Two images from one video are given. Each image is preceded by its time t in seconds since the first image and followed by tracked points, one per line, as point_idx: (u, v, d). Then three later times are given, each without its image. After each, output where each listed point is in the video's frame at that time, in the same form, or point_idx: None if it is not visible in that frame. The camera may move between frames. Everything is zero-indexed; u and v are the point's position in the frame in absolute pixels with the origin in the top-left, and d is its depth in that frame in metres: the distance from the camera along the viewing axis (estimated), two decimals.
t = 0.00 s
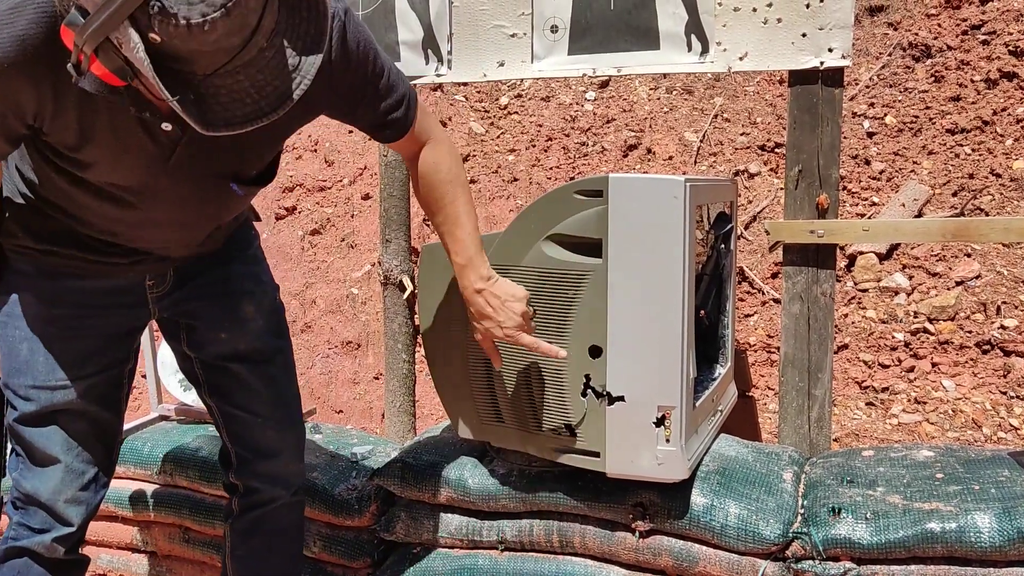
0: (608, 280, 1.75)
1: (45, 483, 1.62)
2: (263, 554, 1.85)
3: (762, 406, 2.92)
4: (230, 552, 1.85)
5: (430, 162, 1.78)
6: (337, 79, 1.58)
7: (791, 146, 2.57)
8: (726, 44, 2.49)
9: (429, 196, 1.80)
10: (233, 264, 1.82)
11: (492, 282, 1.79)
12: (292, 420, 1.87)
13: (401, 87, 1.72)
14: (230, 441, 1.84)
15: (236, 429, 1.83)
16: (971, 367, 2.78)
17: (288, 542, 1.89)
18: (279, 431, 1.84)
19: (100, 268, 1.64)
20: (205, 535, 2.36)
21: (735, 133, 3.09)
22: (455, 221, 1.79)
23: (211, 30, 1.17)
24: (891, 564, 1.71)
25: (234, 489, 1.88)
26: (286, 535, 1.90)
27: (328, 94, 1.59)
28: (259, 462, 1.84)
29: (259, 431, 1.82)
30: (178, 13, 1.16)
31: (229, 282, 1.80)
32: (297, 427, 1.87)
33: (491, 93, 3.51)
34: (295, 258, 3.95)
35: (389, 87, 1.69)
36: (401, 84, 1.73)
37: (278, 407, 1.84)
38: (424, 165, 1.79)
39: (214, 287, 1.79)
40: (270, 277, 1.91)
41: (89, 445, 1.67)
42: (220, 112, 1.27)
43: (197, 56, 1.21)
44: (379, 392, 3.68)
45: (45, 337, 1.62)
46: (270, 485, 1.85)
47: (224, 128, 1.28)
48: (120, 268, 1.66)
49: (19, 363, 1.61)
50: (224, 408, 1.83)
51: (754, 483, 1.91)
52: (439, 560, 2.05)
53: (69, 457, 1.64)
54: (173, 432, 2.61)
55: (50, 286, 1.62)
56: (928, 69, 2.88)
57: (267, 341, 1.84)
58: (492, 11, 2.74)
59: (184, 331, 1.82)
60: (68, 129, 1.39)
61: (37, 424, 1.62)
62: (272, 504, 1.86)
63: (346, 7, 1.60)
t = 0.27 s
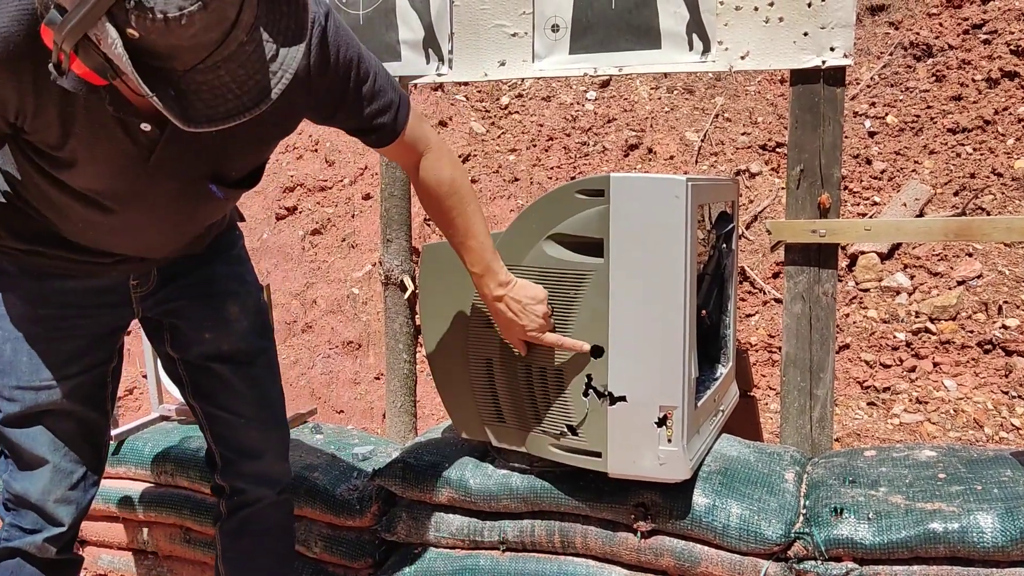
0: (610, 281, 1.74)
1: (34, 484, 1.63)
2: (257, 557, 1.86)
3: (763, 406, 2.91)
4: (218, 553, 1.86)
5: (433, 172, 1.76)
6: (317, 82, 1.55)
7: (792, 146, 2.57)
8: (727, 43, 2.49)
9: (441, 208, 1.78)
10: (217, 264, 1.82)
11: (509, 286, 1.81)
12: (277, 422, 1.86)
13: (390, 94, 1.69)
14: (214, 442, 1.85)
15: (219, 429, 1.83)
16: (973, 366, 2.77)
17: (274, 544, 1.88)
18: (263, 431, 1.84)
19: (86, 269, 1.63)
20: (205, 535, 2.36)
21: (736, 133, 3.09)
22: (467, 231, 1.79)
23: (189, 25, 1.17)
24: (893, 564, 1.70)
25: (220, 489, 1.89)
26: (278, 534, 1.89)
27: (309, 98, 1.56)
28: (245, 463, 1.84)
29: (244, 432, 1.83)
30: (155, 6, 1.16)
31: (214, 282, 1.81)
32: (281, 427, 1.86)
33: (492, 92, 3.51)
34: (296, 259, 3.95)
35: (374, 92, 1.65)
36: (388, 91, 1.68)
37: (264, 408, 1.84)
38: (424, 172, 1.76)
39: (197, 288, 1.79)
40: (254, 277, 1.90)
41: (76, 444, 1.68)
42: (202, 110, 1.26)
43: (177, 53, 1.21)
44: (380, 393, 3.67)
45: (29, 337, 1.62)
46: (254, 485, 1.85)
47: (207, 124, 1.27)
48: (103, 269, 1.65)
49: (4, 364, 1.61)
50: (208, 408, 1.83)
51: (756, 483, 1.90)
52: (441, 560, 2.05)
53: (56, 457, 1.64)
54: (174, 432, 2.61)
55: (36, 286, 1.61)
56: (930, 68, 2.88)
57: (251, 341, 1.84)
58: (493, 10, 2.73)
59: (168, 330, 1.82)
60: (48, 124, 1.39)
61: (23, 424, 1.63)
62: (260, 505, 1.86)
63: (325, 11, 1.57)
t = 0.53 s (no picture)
0: (613, 281, 1.74)
1: (33, 483, 1.63)
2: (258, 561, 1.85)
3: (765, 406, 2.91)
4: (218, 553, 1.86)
5: (431, 176, 1.74)
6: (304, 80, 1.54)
7: (794, 146, 2.57)
8: (730, 42, 2.48)
9: (440, 211, 1.76)
10: (211, 261, 1.81)
11: (513, 289, 1.80)
12: (269, 420, 1.84)
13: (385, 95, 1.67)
14: (212, 440, 1.84)
15: (217, 429, 1.82)
16: (975, 366, 2.77)
17: (273, 543, 1.87)
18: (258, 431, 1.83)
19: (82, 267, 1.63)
20: (207, 535, 2.35)
21: (738, 133, 3.09)
22: (468, 234, 1.77)
23: None
24: (897, 564, 1.70)
25: (219, 489, 1.88)
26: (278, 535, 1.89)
27: (295, 96, 1.55)
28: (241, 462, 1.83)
29: (241, 431, 1.82)
30: None
31: (210, 283, 1.80)
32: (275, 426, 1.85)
33: (493, 93, 3.52)
34: (297, 259, 3.95)
35: (366, 94, 1.63)
36: (382, 94, 1.66)
37: (261, 407, 1.83)
38: (421, 175, 1.74)
39: (194, 287, 1.78)
40: (249, 273, 1.89)
41: (74, 444, 1.68)
42: (168, 56, 1.25)
43: None
44: (381, 393, 3.67)
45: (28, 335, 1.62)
46: (253, 484, 1.85)
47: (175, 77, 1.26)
48: (98, 268, 1.64)
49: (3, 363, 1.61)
50: (206, 409, 1.83)
51: (758, 483, 1.90)
52: (443, 560, 2.05)
53: (54, 456, 1.65)
54: (176, 432, 2.60)
55: (31, 285, 1.61)
56: (931, 68, 2.88)
57: (247, 341, 1.82)
58: (495, 10, 2.73)
59: (164, 331, 1.81)
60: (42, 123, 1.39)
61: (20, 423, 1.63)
62: (260, 506, 1.86)
63: (315, 10, 1.57)
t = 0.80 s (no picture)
0: (616, 281, 1.75)
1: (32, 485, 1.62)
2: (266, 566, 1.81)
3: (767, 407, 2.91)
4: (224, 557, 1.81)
5: (431, 170, 1.73)
6: (300, 51, 1.56)
7: (797, 147, 2.57)
8: (732, 44, 2.49)
9: (441, 206, 1.75)
10: (209, 260, 1.78)
11: (520, 283, 1.79)
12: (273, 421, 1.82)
13: (386, 81, 1.69)
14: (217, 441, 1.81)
15: (223, 434, 1.79)
16: (976, 368, 2.78)
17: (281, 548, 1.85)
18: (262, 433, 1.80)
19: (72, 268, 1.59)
20: (210, 536, 2.36)
21: (740, 134, 3.09)
22: (472, 230, 1.77)
23: None
24: (899, 565, 1.70)
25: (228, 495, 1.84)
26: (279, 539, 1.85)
27: (291, 48, 1.55)
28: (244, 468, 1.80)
29: (247, 435, 1.79)
30: None
31: (210, 287, 1.76)
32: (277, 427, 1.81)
33: (495, 94, 3.52)
34: (299, 260, 3.96)
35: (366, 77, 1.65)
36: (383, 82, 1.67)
37: (265, 411, 1.81)
38: (418, 170, 1.73)
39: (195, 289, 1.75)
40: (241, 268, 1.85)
41: (70, 447, 1.66)
42: None
43: None
44: (384, 394, 3.68)
45: (24, 333, 1.60)
46: (259, 490, 1.81)
47: None
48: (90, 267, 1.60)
49: None
50: (211, 415, 1.80)
51: (761, 484, 1.90)
52: (446, 561, 2.05)
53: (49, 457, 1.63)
54: (179, 433, 2.62)
55: (30, 282, 1.59)
56: (932, 69, 2.88)
57: (251, 345, 1.79)
58: (497, 12, 2.74)
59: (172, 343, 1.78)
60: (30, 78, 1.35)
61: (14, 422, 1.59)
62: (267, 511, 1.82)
63: None
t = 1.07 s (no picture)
0: (617, 282, 1.75)
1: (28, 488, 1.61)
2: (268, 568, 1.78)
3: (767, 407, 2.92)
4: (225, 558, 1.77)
5: (433, 166, 1.73)
6: (303, 38, 1.57)
7: (797, 148, 2.58)
8: (732, 46, 2.49)
9: (444, 202, 1.76)
10: (209, 267, 1.78)
11: (524, 279, 1.79)
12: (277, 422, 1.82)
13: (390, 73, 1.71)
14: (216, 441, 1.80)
15: (224, 435, 1.78)
16: (977, 368, 2.78)
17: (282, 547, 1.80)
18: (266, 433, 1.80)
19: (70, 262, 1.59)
20: (211, 537, 2.36)
21: (740, 135, 3.09)
22: (475, 225, 1.77)
23: None
24: (900, 566, 1.70)
25: (227, 497, 1.81)
26: (282, 540, 1.82)
27: (304, 36, 1.57)
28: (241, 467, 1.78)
29: (249, 435, 1.78)
30: None
31: (210, 288, 1.77)
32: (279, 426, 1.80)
33: (495, 95, 3.54)
34: (300, 260, 3.97)
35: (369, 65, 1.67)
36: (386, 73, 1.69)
37: (267, 413, 1.81)
38: (420, 166, 1.74)
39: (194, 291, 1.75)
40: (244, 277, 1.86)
41: (64, 450, 1.65)
42: None
43: None
44: (385, 395, 3.68)
45: (22, 333, 1.59)
46: (263, 489, 1.78)
47: None
48: (87, 264, 1.60)
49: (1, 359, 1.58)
50: (212, 416, 1.79)
51: (762, 485, 1.91)
52: (446, 561, 2.05)
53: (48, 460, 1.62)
54: (181, 433, 2.63)
55: (30, 282, 1.59)
56: (932, 70, 2.89)
57: (250, 346, 1.80)
58: (498, 14, 2.74)
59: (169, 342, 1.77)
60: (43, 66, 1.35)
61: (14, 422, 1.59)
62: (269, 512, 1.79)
63: None
